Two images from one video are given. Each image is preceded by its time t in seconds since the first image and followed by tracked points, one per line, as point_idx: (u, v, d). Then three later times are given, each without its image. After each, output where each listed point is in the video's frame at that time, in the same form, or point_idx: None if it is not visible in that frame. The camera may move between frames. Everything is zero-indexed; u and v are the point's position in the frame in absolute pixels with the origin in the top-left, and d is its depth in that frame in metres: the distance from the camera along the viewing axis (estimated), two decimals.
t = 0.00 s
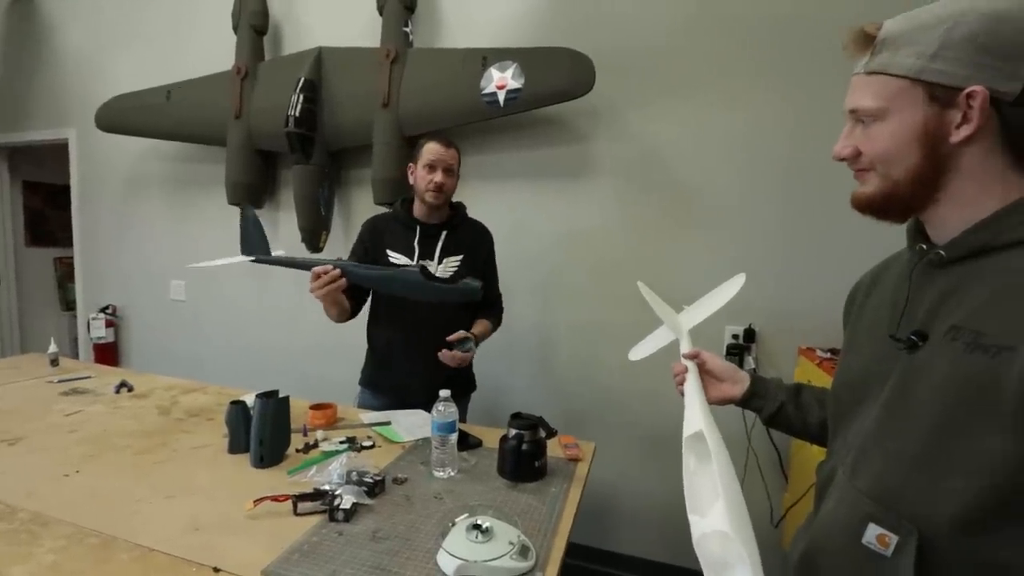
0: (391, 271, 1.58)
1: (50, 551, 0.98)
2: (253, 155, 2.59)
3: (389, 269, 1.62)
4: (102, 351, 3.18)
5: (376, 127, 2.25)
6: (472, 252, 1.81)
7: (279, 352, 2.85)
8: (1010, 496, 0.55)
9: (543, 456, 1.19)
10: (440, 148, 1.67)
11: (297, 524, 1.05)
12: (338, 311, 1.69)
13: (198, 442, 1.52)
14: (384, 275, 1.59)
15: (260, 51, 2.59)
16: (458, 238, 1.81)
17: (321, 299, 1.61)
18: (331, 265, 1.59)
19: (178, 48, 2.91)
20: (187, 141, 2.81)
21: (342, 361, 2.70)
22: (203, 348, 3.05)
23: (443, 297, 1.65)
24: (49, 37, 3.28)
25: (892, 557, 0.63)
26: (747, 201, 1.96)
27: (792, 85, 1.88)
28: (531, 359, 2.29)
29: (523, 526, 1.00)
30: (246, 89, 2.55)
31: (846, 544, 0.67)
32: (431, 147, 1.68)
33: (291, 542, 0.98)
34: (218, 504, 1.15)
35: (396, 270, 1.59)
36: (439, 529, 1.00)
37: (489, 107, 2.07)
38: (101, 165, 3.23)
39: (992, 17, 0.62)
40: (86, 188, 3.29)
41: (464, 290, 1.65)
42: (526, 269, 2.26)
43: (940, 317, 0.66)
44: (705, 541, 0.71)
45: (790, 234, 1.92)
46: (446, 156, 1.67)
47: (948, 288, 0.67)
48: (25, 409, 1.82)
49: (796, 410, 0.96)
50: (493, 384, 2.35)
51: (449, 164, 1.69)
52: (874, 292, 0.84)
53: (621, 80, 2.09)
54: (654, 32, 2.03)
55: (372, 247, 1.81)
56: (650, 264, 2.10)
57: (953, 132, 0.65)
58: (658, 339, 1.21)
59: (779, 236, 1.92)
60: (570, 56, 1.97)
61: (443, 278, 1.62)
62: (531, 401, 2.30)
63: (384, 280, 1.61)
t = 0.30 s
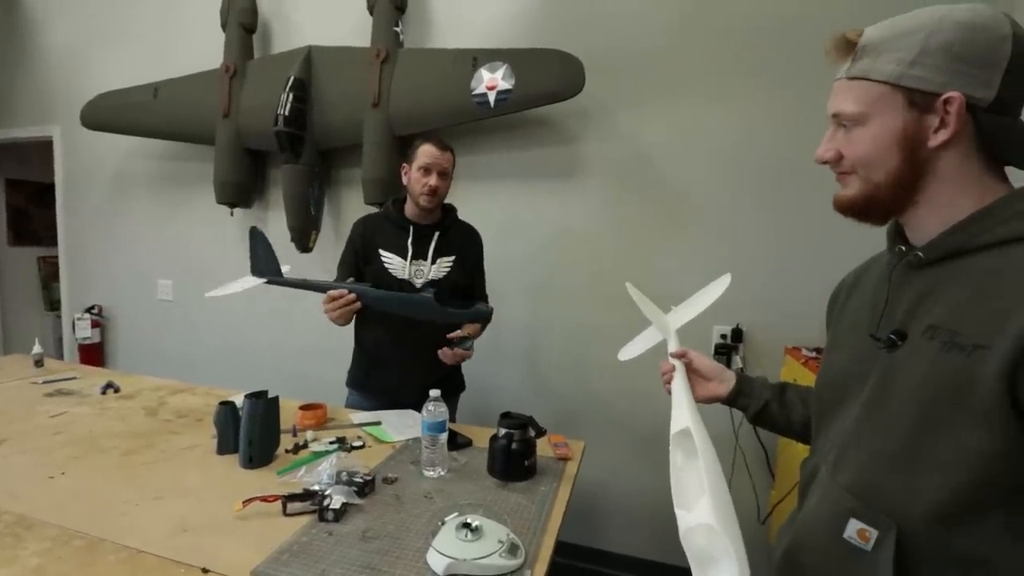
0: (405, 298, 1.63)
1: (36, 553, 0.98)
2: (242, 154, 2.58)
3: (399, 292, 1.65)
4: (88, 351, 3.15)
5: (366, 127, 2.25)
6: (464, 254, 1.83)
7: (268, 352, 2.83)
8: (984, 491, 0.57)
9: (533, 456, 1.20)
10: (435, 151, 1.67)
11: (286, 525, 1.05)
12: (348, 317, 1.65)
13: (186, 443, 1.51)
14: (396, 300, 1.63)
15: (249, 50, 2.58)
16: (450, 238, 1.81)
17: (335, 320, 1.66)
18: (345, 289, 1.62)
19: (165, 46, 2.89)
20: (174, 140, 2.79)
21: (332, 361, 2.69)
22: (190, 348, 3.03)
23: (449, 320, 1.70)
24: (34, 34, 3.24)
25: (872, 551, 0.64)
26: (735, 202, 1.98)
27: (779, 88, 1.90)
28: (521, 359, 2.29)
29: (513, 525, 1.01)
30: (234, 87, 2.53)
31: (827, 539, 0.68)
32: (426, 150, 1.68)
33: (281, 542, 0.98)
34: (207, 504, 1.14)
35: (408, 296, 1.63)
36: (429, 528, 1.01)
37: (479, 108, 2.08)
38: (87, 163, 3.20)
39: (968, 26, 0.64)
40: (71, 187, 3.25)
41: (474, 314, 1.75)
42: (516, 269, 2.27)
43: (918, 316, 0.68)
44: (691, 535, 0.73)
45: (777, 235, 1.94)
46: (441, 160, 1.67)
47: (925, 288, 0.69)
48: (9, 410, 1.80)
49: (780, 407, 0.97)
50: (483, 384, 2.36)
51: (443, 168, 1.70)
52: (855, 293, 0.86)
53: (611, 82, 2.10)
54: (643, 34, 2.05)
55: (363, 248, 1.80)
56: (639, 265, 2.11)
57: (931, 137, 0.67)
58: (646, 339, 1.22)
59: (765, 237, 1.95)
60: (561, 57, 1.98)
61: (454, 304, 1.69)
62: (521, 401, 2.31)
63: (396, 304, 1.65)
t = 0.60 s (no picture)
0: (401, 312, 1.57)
1: (26, 557, 0.97)
2: (236, 156, 2.58)
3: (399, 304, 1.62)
4: (79, 355, 3.13)
5: (360, 130, 2.26)
6: (456, 256, 1.82)
7: (261, 354, 2.83)
8: (966, 491, 0.59)
9: (525, 458, 1.21)
10: (422, 160, 1.66)
11: (279, 527, 1.05)
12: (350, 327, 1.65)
13: (178, 446, 1.51)
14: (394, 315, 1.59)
15: (244, 53, 2.58)
16: (442, 242, 1.81)
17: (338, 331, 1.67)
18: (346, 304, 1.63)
19: (160, 49, 2.89)
20: (168, 142, 2.79)
21: (326, 363, 2.69)
22: (183, 351, 3.02)
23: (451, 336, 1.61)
24: (27, 36, 3.23)
25: (857, 551, 0.65)
26: (726, 206, 2.00)
27: (770, 94, 1.93)
28: (515, 362, 2.30)
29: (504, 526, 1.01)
30: (229, 90, 2.54)
31: (815, 540, 0.70)
32: (413, 158, 1.68)
33: (273, 545, 0.98)
34: (198, 507, 1.14)
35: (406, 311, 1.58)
36: (421, 530, 1.01)
37: (473, 112, 2.09)
38: (79, 165, 3.18)
39: (946, 35, 0.66)
40: (64, 189, 3.24)
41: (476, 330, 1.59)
42: (510, 273, 2.28)
43: (902, 319, 0.69)
44: (679, 519, 0.74)
45: (769, 238, 1.96)
46: (428, 169, 1.67)
47: (908, 292, 0.70)
48: None
49: (767, 408, 0.98)
50: (476, 387, 2.36)
51: (431, 176, 1.70)
52: (841, 297, 0.87)
53: (604, 87, 2.11)
54: (637, 40, 2.06)
55: (355, 254, 1.82)
56: (632, 269, 2.13)
57: (913, 143, 0.68)
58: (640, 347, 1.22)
59: (756, 241, 1.97)
60: (554, 63, 1.99)
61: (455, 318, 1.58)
62: (515, 404, 2.31)
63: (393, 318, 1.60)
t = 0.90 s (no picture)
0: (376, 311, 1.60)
1: (5, 562, 0.96)
2: (221, 157, 2.56)
3: (374, 305, 1.64)
4: (61, 357, 3.09)
5: (348, 132, 2.25)
6: (444, 257, 1.82)
7: (247, 356, 2.81)
8: (935, 485, 0.61)
9: (511, 457, 1.22)
10: (412, 176, 1.64)
11: (264, 529, 1.04)
12: (326, 327, 1.65)
13: (162, 449, 1.50)
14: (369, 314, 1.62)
15: (229, 53, 2.57)
16: (430, 244, 1.81)
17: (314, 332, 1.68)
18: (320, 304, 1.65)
19: (144, 48, 2.86)
20: (152, 143, 2.76)
21: (313, 365, 2.68)
22: (168, 353, 2.99)
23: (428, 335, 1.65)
24: (8, 34, 3.19)
25: (833, 545, 0.69)
26: (710, 209, 2.03)
27: (753, 98, 1.96)
28: (502, 363, 2.31)
29: (490, 525, 1.02)
30: (214, 90, 2.52)
31: (793, 535, 0.73)
32: (403, 174, 1.65)
33: (258, 546, 0.98)
34: (182, 510, 1.13)
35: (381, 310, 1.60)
36: (408, 530, 1.01)
37: (461, 114, 2.10)
38: (62, 165, 3.14)
39: (915, 43, 0.68)
40: (45, 190, 3.20)
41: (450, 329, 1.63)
42: (497, 274, 2.29)
43: (874, 319, 0.71)
44: (661, 516, 0.75)
45: (752, 240, 1.99)
46: (418, 186, 1.65)
47: (881, 292, 0.72)
48: None
49: (747, 407, 1.00)
50: (464, 388, 2.37)
51: (421, 192, 1.68)
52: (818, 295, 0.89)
53: (591, 90, 2.13)
54: (622, 44, 2.08)
55: (342, 256, 1.82)
56: (618, 270, 2.15)
57: (886, 147, 0.70)
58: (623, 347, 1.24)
59: (740, 242, 2.00)
60: (541, 66, 2.00)
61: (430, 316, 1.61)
62: (502, 405, 2.32)
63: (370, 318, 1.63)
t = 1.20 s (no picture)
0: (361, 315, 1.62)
1: None
2: (209, 159, 2.55)
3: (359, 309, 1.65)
4: (45, 361, 3.05)
5: (336, 134, 2.25)
6: (433, 260, 1.81)
7: (234, 358, 2.79)
8: (901, 480, 0.66)
9: (498, 458, 1.22)
10: (401, 180, 1.64)
11: (248, 531, 1.04)
12: (311, 330, 1.65)
13: (147, 451, 1.49)
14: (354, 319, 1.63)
15: (218, 54, 2.56)
16: (419, 246, 1.80)
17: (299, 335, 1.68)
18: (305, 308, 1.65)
19: (131, 49, 2.84)
20: (139, 144, 2.74)
21: (300, 368, 2.66)
22: (154, 356, 2.97)
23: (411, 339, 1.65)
24: None
25: (806, 538, 0.73)
26: (696, 212, 2.05)
27: (738, 103, 1.98)
28: (491, 365, 2.31)
29: (474, 526, 1.02)
30: (202, 92, 2.51)
31: (771, 527, 0.78)
32: (391, 177, 1.65)
33: (241, 549, 0.98)
34: (166, 513, 1.13)
35: (366, 314, 1.62)
36: (393, 531, 1.01)
37: (449, 117, 2.10)
38: (47, 165, 3.11)
39: (868, 53, 0.72)
40: (30, 192, 3.16)
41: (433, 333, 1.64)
42: (486, 276, 2.30)
43: (849, 320, 0.76)
44: (641, 510, 0.76)
45: (738, 242, 2.02)
46: (407, 190, 1.65)
47: (854, 295, 0.77)
48: None
49: (728, 404, 1.02)
50: (453, 390, 2.37)
51: (410, 196, 1.68)
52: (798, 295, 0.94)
53: (579, 93, 2.15)
54: (610, 48, 2.10)
55: (331, 258, 1.82)
56: (605, 273, 2.16)
57: (846, 154, 0.74)
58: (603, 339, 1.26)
59: (726, 245, 2.02)
60: (529, 70, 2.01)
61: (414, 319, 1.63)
62: (491, 407, 2.32)
63: (355, 322, 1.64)
